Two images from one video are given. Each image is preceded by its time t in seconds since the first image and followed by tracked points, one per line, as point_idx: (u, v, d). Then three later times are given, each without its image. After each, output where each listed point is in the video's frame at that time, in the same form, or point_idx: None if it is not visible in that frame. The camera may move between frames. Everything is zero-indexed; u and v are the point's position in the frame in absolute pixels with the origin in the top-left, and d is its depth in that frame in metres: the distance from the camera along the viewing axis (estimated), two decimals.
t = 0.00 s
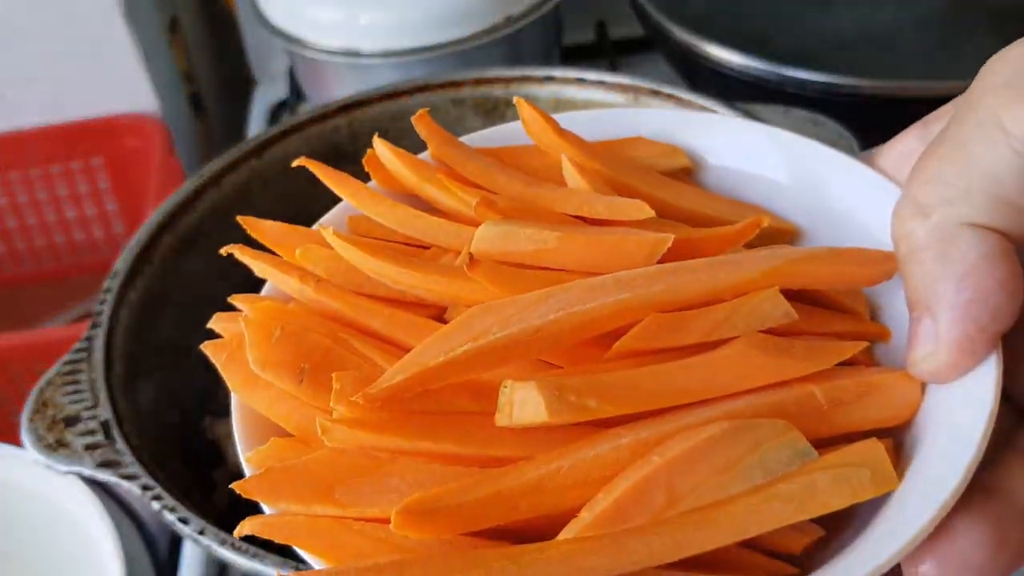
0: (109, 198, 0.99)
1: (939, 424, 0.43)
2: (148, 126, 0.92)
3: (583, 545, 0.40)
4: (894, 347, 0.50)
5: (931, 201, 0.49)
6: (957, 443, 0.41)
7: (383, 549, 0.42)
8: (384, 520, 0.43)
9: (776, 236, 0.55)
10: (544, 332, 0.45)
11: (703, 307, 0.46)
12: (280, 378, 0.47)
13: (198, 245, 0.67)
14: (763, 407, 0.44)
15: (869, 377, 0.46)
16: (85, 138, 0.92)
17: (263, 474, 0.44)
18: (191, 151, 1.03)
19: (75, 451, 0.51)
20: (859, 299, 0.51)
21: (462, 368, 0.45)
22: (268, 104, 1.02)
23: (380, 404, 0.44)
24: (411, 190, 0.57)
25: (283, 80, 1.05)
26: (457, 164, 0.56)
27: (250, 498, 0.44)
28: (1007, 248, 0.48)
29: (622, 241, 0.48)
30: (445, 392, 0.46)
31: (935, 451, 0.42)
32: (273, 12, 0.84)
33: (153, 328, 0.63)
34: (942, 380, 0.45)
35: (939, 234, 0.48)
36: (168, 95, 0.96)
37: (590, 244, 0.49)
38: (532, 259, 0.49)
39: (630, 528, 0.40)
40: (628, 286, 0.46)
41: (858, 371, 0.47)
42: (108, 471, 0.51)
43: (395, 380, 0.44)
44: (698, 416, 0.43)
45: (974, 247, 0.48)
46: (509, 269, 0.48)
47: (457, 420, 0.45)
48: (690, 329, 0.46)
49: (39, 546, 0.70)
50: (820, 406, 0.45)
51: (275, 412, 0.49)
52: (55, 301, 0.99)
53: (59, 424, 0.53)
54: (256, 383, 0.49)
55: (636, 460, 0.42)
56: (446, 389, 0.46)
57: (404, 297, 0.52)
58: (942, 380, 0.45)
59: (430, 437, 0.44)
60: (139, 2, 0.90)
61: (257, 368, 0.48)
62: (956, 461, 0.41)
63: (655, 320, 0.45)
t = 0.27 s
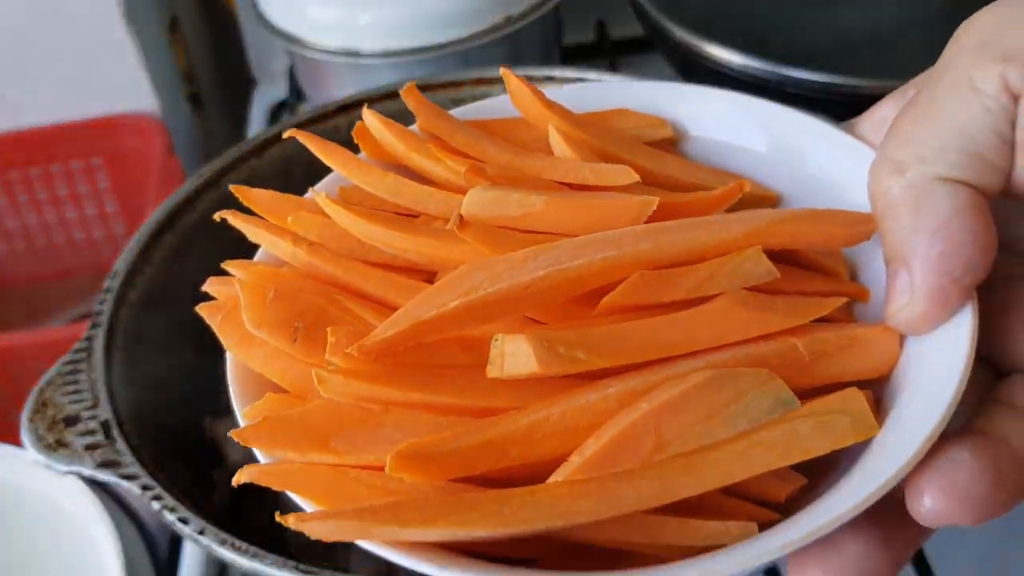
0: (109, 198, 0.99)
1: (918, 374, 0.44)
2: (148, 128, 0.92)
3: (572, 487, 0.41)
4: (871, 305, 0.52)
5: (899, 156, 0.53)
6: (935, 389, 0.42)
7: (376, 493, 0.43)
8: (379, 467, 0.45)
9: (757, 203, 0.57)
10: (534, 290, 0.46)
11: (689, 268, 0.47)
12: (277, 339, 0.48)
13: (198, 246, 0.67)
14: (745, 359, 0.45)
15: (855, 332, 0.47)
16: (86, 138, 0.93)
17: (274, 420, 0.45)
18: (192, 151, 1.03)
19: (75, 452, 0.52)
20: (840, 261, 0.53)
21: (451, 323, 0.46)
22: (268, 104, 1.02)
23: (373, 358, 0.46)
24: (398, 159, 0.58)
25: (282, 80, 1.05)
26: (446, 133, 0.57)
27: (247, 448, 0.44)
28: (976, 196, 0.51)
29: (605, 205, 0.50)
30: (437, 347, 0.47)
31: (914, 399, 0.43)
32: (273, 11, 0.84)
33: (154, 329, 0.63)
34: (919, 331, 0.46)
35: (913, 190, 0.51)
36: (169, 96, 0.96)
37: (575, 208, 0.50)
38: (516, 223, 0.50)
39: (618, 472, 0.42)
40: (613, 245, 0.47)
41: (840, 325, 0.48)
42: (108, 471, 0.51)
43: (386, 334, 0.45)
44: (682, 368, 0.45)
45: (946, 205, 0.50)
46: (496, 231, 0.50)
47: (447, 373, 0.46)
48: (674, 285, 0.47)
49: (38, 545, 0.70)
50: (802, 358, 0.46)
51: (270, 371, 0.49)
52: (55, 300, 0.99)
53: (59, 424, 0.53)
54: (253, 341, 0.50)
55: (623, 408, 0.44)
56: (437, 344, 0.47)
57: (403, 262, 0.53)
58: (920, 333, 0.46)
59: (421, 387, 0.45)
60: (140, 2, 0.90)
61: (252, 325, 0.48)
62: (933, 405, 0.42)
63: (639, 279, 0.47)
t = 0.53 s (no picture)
0: (108, 199, 0.98)
1: (891, 288, 0.46)
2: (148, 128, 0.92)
3: (568, 390, 0.43)
4: (852, 226, 0.54)
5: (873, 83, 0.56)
6: (907, 300, 0.45)
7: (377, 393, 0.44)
8: (385, 369, 0.45)
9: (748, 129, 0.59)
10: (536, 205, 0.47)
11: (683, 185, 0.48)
12: (286, 250, 0.48)
13: (199, 246, 0.67)
14: (728, 274, 0.47)
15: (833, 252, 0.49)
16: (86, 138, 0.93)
17: (276, 325, 0.45)
18: (191, 151, 1.03)
19: (75, 452, 0.51)
20: (823, 184, 0.54)
21: (452, 239, 0.46)
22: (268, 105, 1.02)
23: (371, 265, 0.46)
24: (402, 83, 0.59)
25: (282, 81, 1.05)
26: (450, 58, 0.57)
27: (264, 347, 0.45)
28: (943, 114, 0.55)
29: (602, 127, 0.51)
30: (440, 259, 0.48)
31: (887, 310, 0.45)
32: (273, 11, 0.84)
33: (154, 329, 0.63)
34: (891, 248, 0.48)
35: (883, 111, 0.53)
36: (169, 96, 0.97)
37: (575, 132, 0.51)
38: (516, 144, 0.51)
39: (608, 377, 0.43)
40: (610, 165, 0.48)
41: (817, 245, 0.49)
42: (109, 472, 0.51)
43: (394, 248, 0.45)
44: (667, 282, 0.46)
45: (918, 130, 0.52)
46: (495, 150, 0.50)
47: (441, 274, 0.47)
48: (665, 206, 0.48)
49: (37, 543, 0.70)
50: (783, 277, 0.48)
51: (282, 281, 0.49)
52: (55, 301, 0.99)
53: (59, 424, 0.52)
54: (266, 253, 0.49)
55: (612, 318, 0.45)
56: (441, 257, 0.48)
57: (407, 181, 0.53)
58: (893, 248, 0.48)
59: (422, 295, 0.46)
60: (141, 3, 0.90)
61: (265, 240, 0.48)
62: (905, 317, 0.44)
63: (629, 196, 0.48)
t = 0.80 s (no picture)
0: (108, 198, 0.98)
1: (856, 141, 0.48)
2: (148, 128, 0.92)
3: (576, 257, 0.46)
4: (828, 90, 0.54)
5: None
6: (862, 161, 0.46)
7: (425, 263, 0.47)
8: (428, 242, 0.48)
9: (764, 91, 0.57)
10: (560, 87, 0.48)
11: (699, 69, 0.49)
12: (335, 137, 0.49)
13: (199, 246, 0.67)
14: (717, 147, 0.48)
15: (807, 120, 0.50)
16: (85, 138, 0.93)
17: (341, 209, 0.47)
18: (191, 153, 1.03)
19: (75, 452, 0.51)
20: (804, 57, 0.54)
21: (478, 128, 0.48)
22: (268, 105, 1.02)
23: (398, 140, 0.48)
24: None
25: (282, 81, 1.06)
26: None
27: (323, 230, 0.47)
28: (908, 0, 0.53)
29: (602, 14, 0.50)
30: (467, 145, 0.50)
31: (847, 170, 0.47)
32: (273, 11, 0.84)
33: (154, 328, 0.63)
34: (856, 114, 0.49)
35: None
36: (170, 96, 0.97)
37: (577, 19, 0.50)
38: (530, 32, 0.50)
39: (611, 245, 0.46)
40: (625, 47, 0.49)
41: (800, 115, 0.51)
42: (109, 471, 0.51)
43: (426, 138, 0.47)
44: (663, 156, 0.48)
45: (872, 2, 0.51)
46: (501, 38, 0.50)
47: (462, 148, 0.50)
48: (656, 88, 0.49)
49: (37, 543, 0.70)
50: (760, 146, 0.49)
51: (332, 164, 0.51)
52: (55, 301, 0.99)
53: (60, 424, 0.53)
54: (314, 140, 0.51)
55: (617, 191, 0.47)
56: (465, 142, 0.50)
57: (426, 65, 0.54)
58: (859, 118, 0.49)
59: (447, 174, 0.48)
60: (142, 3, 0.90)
61: (313, 128, 0.49)
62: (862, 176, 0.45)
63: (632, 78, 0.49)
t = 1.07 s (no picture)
0: (112, 199, 0.99)
1: (777, 95, 0.50)
2: (152, 129, 0.93)
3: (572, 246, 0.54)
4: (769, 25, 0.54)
5: None
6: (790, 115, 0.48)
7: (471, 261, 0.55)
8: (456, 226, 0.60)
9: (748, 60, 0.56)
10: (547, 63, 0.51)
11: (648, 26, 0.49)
12: (378, 177, 0.53)
13: (201, 246, 0.68)
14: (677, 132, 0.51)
15: (735, 69, 0.51)
16: (89, 139, 0.94)
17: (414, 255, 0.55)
18: (193, 154, 1.04)
19: (79, 450, 0.51)
20: None
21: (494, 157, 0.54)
22: (270, 106, 1.03)
23: (381, 107, 0.53)
24: None
25: (284, 82, 1.06)
26: None
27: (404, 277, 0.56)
28: None
29: None
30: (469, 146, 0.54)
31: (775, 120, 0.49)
32: (275, 14, 0.84)
33: (156, 328, 0.63)
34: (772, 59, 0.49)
35: None
36: (172, 97, 0.98)
37: None
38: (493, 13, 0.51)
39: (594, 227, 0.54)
40: None
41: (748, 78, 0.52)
42: (112, 469, 0.51)
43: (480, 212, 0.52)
44: (641, 155, 0.51)
45: None
46: None
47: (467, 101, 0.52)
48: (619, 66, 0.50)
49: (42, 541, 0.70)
50: (704, 117, 0.51)
51: (361, 179, 0.54)
52: (58, 301, 1.00)
53: (62, 423, 0.52)
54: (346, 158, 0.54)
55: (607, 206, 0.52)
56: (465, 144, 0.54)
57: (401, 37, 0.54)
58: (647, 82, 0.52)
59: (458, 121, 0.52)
60: (144, 5, 0.91)
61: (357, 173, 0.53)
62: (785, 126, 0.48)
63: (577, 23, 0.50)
